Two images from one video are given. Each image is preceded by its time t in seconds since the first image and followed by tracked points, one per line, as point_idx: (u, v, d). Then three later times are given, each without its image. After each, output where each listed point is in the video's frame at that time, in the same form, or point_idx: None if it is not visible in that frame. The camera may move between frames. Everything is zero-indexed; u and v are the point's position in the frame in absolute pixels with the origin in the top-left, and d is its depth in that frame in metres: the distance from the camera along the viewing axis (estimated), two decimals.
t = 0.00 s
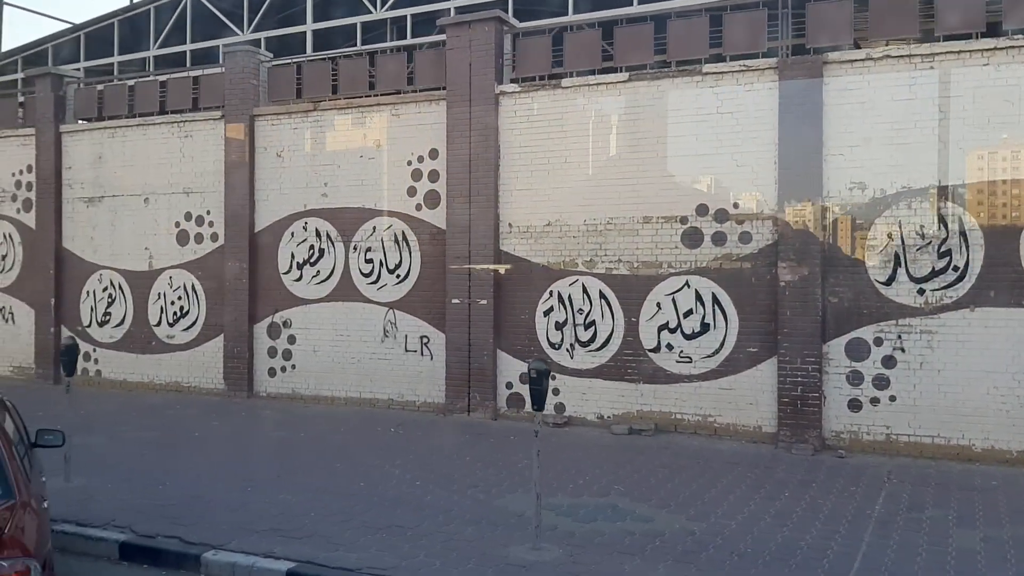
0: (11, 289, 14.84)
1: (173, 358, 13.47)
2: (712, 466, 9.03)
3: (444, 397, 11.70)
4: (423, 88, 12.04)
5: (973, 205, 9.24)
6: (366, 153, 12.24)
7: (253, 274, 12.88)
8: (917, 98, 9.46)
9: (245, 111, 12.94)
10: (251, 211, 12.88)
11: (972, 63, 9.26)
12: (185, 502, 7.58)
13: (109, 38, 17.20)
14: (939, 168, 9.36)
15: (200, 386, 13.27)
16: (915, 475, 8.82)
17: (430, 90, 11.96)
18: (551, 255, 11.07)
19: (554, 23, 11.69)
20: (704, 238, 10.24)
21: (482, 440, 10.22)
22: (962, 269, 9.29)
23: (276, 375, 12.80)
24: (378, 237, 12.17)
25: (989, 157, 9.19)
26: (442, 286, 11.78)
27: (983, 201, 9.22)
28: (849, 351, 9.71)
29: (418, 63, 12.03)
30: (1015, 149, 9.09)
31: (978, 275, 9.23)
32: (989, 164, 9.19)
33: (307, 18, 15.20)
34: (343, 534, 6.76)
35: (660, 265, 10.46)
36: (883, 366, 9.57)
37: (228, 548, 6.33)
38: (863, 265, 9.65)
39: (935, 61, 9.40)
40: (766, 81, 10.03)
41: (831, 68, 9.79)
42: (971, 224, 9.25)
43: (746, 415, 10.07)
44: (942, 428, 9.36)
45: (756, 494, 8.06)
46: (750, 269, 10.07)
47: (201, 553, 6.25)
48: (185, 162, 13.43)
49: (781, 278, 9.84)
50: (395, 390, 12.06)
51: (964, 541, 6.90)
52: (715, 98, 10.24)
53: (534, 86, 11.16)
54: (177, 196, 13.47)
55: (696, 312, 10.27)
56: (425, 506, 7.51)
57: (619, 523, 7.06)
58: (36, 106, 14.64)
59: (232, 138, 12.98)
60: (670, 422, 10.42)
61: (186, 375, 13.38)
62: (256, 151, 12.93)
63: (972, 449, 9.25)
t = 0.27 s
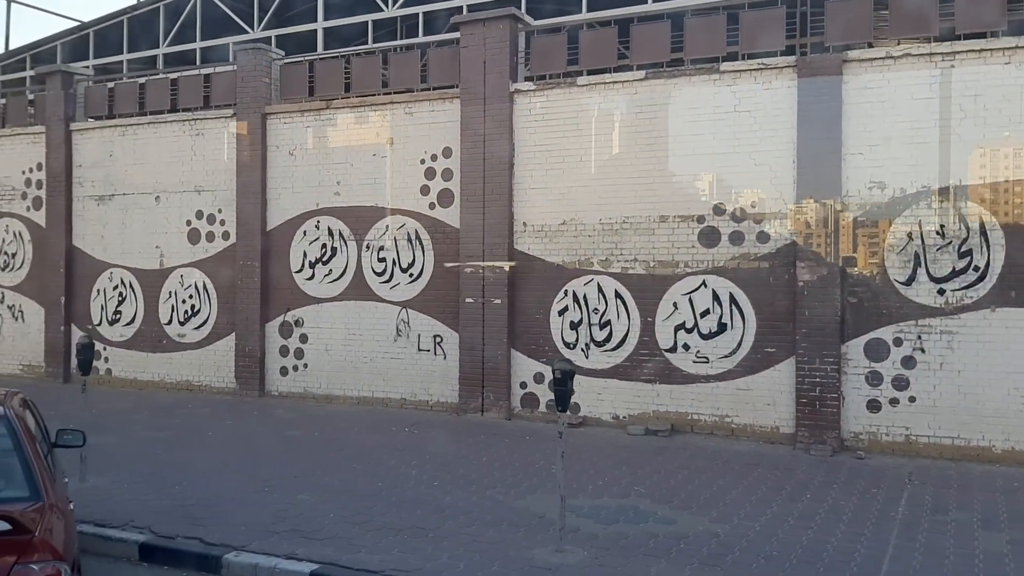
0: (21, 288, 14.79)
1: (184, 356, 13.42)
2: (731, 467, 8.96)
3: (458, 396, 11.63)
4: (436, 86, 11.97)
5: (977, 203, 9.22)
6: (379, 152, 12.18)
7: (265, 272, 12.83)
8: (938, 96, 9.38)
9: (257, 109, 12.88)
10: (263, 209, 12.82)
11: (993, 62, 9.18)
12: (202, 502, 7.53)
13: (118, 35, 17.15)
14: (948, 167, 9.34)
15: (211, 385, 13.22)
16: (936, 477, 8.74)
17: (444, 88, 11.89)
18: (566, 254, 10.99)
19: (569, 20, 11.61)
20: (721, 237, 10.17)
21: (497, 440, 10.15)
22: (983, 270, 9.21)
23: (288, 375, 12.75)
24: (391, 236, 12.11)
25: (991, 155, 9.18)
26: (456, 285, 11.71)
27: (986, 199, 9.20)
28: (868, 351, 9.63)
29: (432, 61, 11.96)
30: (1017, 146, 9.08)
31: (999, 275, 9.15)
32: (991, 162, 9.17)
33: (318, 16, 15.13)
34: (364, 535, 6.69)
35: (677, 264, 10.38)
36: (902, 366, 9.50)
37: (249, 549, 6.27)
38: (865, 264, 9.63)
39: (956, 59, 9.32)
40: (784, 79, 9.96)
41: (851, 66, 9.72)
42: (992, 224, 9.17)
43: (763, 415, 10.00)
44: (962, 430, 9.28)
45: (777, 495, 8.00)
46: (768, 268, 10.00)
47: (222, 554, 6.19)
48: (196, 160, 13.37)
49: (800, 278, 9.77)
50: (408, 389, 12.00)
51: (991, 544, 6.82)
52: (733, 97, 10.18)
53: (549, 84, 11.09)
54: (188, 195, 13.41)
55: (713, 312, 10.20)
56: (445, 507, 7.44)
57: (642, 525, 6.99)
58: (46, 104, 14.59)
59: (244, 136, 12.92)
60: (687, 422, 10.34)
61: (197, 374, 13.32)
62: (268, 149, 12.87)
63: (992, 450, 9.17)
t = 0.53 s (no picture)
0: (26, 286, 14.74)
1: (191, 356, 13.36)
2: (744, 468, 8.90)
3: (467, 396, 11.56)
4: (445, 84, 11.92)
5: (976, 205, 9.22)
6: (388, 151, 12.13)
7: (272, 272, 12.78)
8: (952, 96, 9.33)
9: (265, 108, 12.83)
10: (271, 208, 12.77)
11: (1008, 61, 9.13)
12: (214, 503, 7.47)
13: (124, 34, 17.09)
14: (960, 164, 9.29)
15: (218, 384, 13.16)
16: (952, 479, 8.68)
17: (453, 86, 11.83)
18: (576, 254, 10.93)
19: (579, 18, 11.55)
20: (733, 237, 10.12)
21: (507, 440, 10.09)
22: (997, 270, 9.16)
23: (295, 374, 12.69)
24: (400, 235, 12.06)
25: (991, 156, 9.18)
26: (465, 285, 11.65)
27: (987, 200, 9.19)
28: (881, 352, 9.58)
29: (441, 59, 11.91)
30: (1017, 146, 9.09)
31: (1014, 275, 9.10)
32: (990, 163, 9.18)
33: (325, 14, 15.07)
34: (379, 536, 6.63)
35: (688, 264, 10.33)
36: (916, 367, 9.44)
37: (264, 551, 6.22)
38: (863, 265, 9.63)
39: (970, 58, 9.26)
40: (797, 78, 9.91)
41: (865, 65, 9.67)
42: (1007, 224, 9.12)
43: (775, 416, 9.95)
44: (977, 431, 9.22)
45: (793, 497, 7.94)
46: (780, 269, 9.95)
47: (237, 556, 6.13)
48: (203, 159, 13.31)
49: (813, 279, 9.72)
50: (416, 389, 11.94)
51: (1011, 546, 6.77)
52: (745, 96, 10.13)
53: (560, 83, 11.04)
54: (195, 193, 13.35)
55: (725, 312, 10.15)
56: (459, 508, 7.38)
57: (658, 527, 6.93)
58: (52, 102, 14.53)
59: (252, 135, 12.87)
60: (698, 423, 10.28)
61: (203, 374, 13.26)
62: (276, 148, 12.82)
63: (1007, 452, 9.11)
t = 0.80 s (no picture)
0: (32, 287, 14.69)
1: (197, 356, 13.31)
2: (757, 471, 8.84)
3: (475, 398, 11.49)
4: (454, 84, 11.87)
5: (981, 204, 9.20)
6: (397, 151, 12.08)
7: (279, 272, 12.73)
8: (967, 96, 9.27)
9: (273, 107, 12.79)
10: (279, 208, 12.72)
11: None
12: (226, 505, 7.42)
13: (129, 33, 17.06)
14: (963, 164, 9.27)
15: (225, 385, 13.10)
16: (967, 482, 8.62)
17: (463, 86, 11.78)
18: (586, 255, 10.87)
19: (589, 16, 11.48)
20: (745, 238, 10.06)
21: (517, 442, 10.03)
22: (1011, 271, 9.11)
23: (302, 375, 12.64)
24: (408, 235, 12.01)
25: (993, 156, 9.16)
26: (474, 286, 11.58)
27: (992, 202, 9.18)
28: (894, 354, 9.52)
29: (450, 59, 11.85)
30: (1019, 147, 9.08)
31: None
32: (993, 162, 9.16)
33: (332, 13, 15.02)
34: (393, 539, 6.58)
35: (699, 265, 10.27)
36: (929, 369, 9.39)
37: (278, 554, 6.17)
38: (865, 265, 9.58)
39: (985, 59, 9.21)
40: (810, 78, 9.86)
41: (879, 65, 9.61)
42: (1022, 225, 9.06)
43: (787, 418, 9.89)
44: (990, 433, 9.16)
45: (808, 500, 7.89)
46: (793, 270, 9.89)
47: (251, 558, 6.08)
48: (211, 159, 13.27)
49: (825, 280, 9.66)
50: (424, 391, 11.88)
51: None
52: (758, 96, 10.08)
53: (570, 82, 10.98)
54: (202, 193, 13.30)
55: (736, 313, 10.09)
56: (472, 511, 7.33)
57: (673, 530, 6.87)
58: (58, 102, 14.48)
59: (260, 134, 12.82)
60: (709, 425, 10.22)
61: (209, 374, 13.21)
62: (284, 148, 12.78)
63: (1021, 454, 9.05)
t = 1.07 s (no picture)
0: (38, 286, 14.68)
1: (204, 356, 13.29)
2: (768, 471, 8.81)
3: (484, 398, 11.45)
4: (462, 83, 11.84)
5: (981, 203, 9.21)
6: (404, 150, 12.06)
7: (287, 272, 12.71)
8: (978, 96, 9.24)
9: (280, 106, 12.76)
10: (286, 208, 12.71)
11: None
12: (237, 506, 7.41)
13: (135, 32, 17.04)
14: (964, 164, 9.28)
15: (232, 384, 13.09)
16: (979, 482, 8.59)
17: (471, 85, 11.74)
18: (594, 254, 10.82)
19: (597, 15, 11.44)
20: (755, 238, 10.04)
21: (526, 442, 10.00)
22: (1023, 271, 9.09)
23: (310, 375, 12.62)
24: (416, 235, 11.98)
25: (994, 156, 9.17)
26: (482, 285, 11.55)
27: (992, 203, 9.18)
28: (905, 354, 9.49)
29: (458, 58, 11.82)
30: (1021, 147, 9.07)
31: None
32: (994, 161, 9.16)
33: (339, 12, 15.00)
34: (406, 539, 6.56)
35: (709, 265, 10.24)
36: (941, 369, 9.36)
37: (292, 554, 6.15)
38: (865, 265, 9.56)
39: (996, 58, 9.18)
40: (821, 78, 9.82)
41: (890, 65, 9.58)
42: None
43: (797, 418, 9.86)
44: (1002, 434, 9.13)
45: (820, 500, 7.86)
46: (803, 270, 9.86)
47: (265, 559, 6.06)
48: (218, 158, 13.25)
49: (836, 280, 9.63)
50: (432, 390, 11.85)
51: None
52: (768, 95, 10.05)
53: (579, 82, 10.95)
54: (209, 192, 13.29)
55: (746, 313, 10.06)
56: (484, 511, 7.30)
57: (687, 531, 6.85)
58: (65, 101, 14.46)
59: (267, 133, 12.80)
60: (719, 425, 10.19)
61: (217, 374, 13.19)
62: (291, 148, 12.77)
63: None
